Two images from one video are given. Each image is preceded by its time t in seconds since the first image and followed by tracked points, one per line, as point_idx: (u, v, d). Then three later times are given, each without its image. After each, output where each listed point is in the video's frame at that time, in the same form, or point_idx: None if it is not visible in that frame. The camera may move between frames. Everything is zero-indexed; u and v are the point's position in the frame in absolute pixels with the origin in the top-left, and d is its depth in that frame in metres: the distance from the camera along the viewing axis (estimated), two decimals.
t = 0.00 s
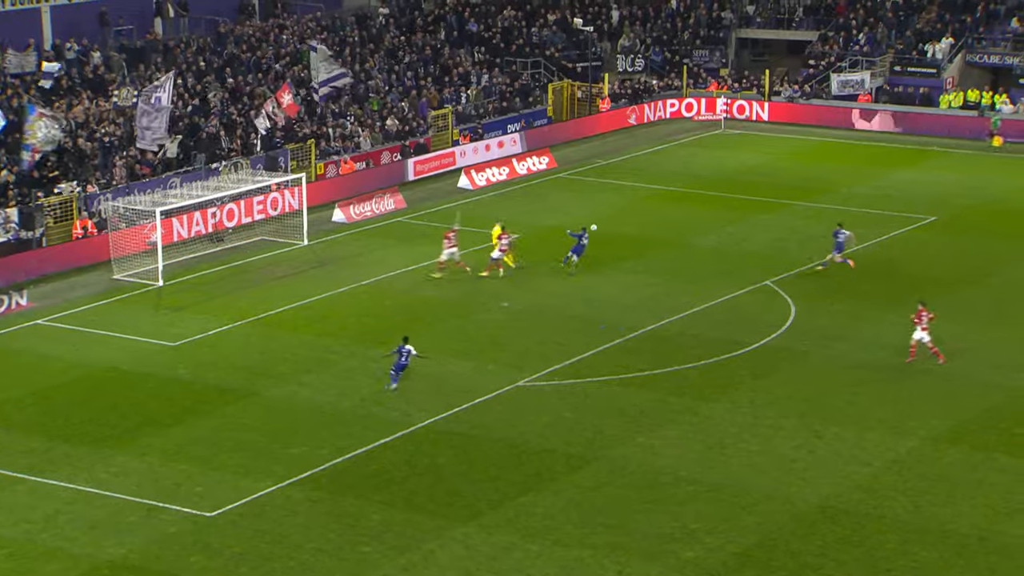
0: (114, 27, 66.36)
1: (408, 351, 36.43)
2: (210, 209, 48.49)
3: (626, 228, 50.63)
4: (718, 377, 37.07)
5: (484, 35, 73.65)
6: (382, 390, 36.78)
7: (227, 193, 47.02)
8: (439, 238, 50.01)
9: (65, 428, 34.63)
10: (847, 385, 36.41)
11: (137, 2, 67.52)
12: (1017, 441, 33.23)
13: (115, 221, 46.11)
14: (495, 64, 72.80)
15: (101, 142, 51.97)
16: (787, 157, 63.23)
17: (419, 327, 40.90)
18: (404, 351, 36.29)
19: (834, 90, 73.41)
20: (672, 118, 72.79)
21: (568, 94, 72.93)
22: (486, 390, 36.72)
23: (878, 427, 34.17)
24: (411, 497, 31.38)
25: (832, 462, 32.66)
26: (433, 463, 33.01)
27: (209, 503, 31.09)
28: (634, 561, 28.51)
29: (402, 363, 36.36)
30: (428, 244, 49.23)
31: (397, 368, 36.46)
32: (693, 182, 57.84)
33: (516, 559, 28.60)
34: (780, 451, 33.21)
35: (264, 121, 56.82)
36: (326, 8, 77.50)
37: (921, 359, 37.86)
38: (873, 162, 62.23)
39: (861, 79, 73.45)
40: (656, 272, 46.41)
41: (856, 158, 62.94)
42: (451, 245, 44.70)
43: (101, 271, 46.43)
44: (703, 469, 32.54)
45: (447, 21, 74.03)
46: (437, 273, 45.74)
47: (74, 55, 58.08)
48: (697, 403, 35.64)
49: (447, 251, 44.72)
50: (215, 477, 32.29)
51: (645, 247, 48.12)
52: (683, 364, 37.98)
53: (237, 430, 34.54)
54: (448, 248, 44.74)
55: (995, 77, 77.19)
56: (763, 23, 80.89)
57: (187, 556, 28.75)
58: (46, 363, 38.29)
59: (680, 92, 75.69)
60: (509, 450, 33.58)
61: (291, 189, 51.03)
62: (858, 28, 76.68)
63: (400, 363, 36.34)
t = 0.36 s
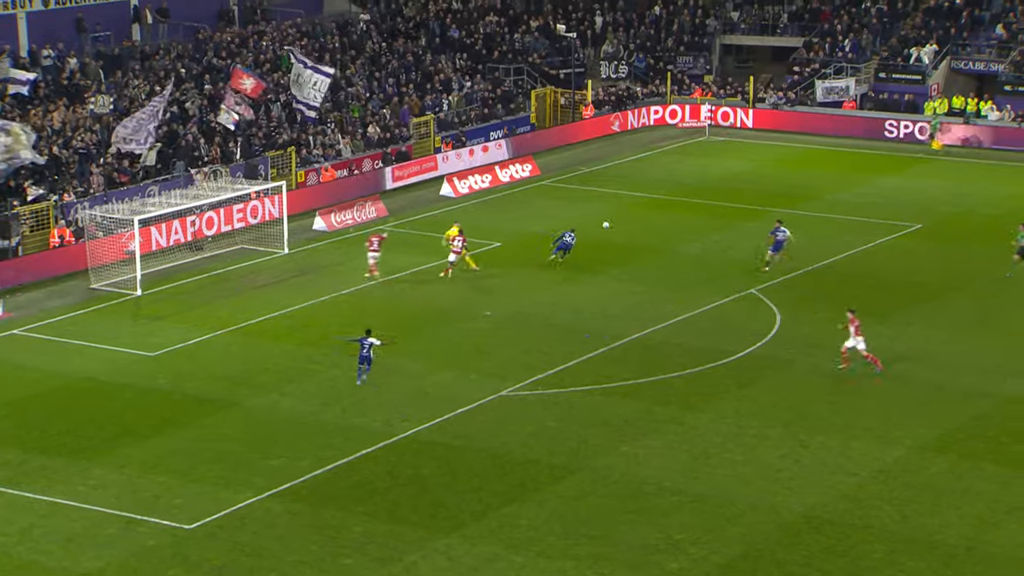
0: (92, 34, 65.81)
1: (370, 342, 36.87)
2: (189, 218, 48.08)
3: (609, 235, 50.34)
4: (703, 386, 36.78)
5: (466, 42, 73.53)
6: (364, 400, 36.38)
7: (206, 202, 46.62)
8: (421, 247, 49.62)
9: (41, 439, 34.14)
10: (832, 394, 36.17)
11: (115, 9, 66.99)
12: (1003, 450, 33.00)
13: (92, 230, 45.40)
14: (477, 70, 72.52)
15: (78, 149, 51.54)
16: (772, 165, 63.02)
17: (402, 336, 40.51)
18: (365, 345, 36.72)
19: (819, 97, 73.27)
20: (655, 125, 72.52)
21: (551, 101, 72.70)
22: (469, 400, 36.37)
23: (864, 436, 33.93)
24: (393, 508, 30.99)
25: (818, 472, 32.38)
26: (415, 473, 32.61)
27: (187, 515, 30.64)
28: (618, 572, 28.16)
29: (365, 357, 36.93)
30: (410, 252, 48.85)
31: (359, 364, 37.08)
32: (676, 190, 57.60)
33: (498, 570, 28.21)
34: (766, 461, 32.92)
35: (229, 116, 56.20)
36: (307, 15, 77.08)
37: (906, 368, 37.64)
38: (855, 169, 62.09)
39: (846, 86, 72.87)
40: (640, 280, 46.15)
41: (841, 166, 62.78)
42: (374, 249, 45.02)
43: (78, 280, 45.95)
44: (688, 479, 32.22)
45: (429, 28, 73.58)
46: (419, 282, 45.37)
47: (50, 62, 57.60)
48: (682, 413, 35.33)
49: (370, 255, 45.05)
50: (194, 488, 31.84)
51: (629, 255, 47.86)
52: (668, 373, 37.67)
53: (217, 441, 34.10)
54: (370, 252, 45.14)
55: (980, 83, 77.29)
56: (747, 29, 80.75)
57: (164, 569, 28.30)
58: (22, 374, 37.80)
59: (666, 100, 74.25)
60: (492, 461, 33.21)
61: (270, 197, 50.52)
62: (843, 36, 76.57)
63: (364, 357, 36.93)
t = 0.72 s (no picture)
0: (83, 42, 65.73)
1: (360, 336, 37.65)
2: (181, 225, 47.87)
3: (603, 243, 50.31)
4: (696, 394, 36.72)
5: (459, 49, 73.56)
6: (357, 409, 36.26)
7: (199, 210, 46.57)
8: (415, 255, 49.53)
9: (33, 448, 34.00)
10: (826, 402, 36.12)
11: (106, 16, 66.95)
12: (997, 458, 32.96)
13: (83, 237, 45.32)
14: (470, 77, 72.49)
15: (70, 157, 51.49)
16: (766, 172, 63.03)
17: (395, 344, 40.43)
18: (355, 338, 37.44)
19: (812, 104, 72.93)
20: (649, 132, 72.56)
21: (544, 108, 72.76)
22: (462, 408, 36.28)
23: (857, 444, 33.87)
24: (386, 517, 30.88)
25: (812, 480, 32.32)
26: (408, 482, 32.51)
27: (179, 524, 30.51)
28: None
29: (353, 350, 37.58)
30: (403, 260, 48.77)
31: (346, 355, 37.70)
32: (669, 197, 57.59)
33: None
34: (760, 469, 32.85)
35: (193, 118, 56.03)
36: (299, 23, 77.04)
37: (900, 376, 37.61)
38: (849, 176, 62.10)
39: (839, 93, 72.66)
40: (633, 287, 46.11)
41: (834, 173, 62.80)
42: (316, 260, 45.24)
43: (70, 289, 45.74)
44: (682, 487, 32.14)
45: (421, 36, 73.65)
46: (412, 289, 45.30)
47: (41, 69, 57.35)
48: (676, 421, 35.27)
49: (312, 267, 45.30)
50: (186, 497, 31.72)
51: (623, 263, 47.82)
52: (661, 381, 37.58)
53: (209, 449, 33.98)
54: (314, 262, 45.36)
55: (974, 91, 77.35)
56: (739, 38, 80.17)
57: None
58: (14, 382, 37.65)
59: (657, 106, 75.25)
60: (485, 469, 33.11)
61: (263, 205, 50.34)
62: (836, 43, 76.69)
63: (351, 350, 37.60)
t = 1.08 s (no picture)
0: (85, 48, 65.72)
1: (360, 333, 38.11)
2: (183, 231, 48.23)
3: (605, 249, 50.30)
4: (698, 400, 36.71)
5: (461, 56, 73.54)
6: (358, 415, 36.24)
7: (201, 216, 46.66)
8: (416, 261, 49.52)
9: (34, 455, 34.00)
10: (828, 408, 36.11)
11: (109, 23, 66.93)
12: (999, 464, 32.94)
13: (85, 243, 45.40)
14: (471, 83, 72.44)
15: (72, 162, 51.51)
16: (767, 178, 63.03)
17: (397, 350, 40.41)
18: (354, 335, 37.91)
19: (813, 110, 72.74)
20: (650, 138, 72.62)
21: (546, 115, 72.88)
22: (464, 414, 36.27)
23: (859, 450, 33.88)
24: (388, 523, 30.86)
25: (814, 486, 32.30)
26: (410, 488, 32.50)
27: (181, 530, 30.49)
28: None
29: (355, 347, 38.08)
30: (405, 266, 48.77)
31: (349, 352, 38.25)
32: (671, 203, 57.57)
33: None
34: (762, 475, 32.84)
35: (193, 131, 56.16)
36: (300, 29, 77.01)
37: (902, 382, 37.59)
38: (850, 182, 62.11)
39: (841, 99, 72.36)
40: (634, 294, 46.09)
41: (835, 179, 62.82)
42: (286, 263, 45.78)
43: (71, 295, 45.72)
44: (684, 494, 32.12)
45: (424, 43, 73.53)
46: (414, 295, 45.28)
47: (42, 75, 57.29)
48: (678, 427, 35.25)
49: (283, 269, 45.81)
50: (188, 504, 31.71)
51: (625, 269, 47.80)
52: (663, 387, 37.56)
53: (211, 456, 33.96)
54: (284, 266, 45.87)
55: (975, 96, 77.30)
56: (741, 43, 80.59)
57: None
58: (16, 389, 37.64)
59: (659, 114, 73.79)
60: (487, 475, 33.09)
61: (265, 211, 50.64)
62: (837, 51, 76.44)
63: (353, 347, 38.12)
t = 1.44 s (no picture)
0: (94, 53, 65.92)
1: (364, 333, 38.79)
2: (192, 235, 48.12)
3: (613, 254, 50.28)
4: (706, 405, 36.65)
5: (469, 60, 73.61)
6: (366, 419, 36.24)
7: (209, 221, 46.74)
8: (424, 265, 49.53)
9: (43, 459, 34.04)
10: (836, 413, 36.05)
11: (117, 27, 67.10)
12: (1008, 470, 32.86)
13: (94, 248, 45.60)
14: (478, 88, 72.44)
15: (80, 166, 51.65)
16: (777, 183, 62.97)
17: (404, 355, 40.42)
18: (359, 335, 38.58)
19: (822, 115, 73.00)
20: (658, 143, 72.63)
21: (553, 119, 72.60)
22: (471, 418, 36.27)
23: (867, 455, 33.82)
24: (396, 528, 30.86)
25: (822, 491, 32.24)
26: (417, 492, 32.49)
27: (189, 534, 30.50)
28: None
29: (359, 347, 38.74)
30: (413, 271, 48.81)
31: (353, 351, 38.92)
32: (680, 208, 57.51)
33: None
34: (770, 480, 32.78)
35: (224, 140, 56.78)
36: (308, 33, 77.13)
37: (910, 387, 37.52)
38: (859, 186, 62.02)
39: (849, 104, 72.75)
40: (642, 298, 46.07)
41: (845, 184, 62.73)
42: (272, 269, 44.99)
43: (79, 300, 45.80)
44: (692, 498, 32.07)
45: (431, 47, 74.18)
46: (422, 300, 45.30)
47: (51, 80, 57.51)
48: (686, 432, 35.21)
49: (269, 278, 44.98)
50: (196, 508, 31.73)
51: (633, 273, 47.78)
52: (671, 392, 37.50)
53: (218, 460, 33.98)
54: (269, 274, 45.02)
55: (984, 102, 77.19)
56: (750, 47, 80.21)
57: None
58: (24, 393, 37.70)
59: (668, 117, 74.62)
60: (495, 480, 33.07)
61: (273, 216, 50.55)
62: (846, 56, 76.38)
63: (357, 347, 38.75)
